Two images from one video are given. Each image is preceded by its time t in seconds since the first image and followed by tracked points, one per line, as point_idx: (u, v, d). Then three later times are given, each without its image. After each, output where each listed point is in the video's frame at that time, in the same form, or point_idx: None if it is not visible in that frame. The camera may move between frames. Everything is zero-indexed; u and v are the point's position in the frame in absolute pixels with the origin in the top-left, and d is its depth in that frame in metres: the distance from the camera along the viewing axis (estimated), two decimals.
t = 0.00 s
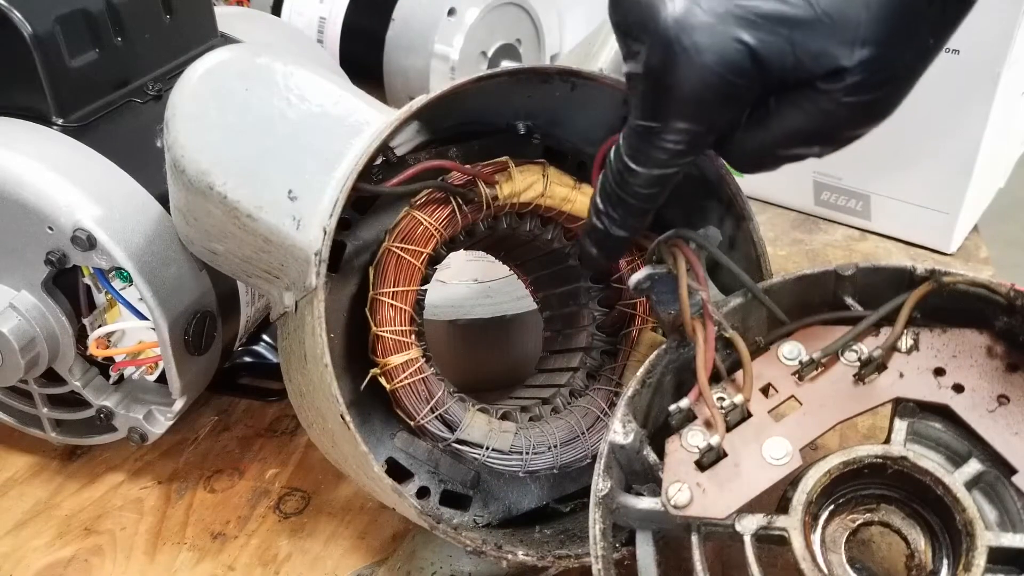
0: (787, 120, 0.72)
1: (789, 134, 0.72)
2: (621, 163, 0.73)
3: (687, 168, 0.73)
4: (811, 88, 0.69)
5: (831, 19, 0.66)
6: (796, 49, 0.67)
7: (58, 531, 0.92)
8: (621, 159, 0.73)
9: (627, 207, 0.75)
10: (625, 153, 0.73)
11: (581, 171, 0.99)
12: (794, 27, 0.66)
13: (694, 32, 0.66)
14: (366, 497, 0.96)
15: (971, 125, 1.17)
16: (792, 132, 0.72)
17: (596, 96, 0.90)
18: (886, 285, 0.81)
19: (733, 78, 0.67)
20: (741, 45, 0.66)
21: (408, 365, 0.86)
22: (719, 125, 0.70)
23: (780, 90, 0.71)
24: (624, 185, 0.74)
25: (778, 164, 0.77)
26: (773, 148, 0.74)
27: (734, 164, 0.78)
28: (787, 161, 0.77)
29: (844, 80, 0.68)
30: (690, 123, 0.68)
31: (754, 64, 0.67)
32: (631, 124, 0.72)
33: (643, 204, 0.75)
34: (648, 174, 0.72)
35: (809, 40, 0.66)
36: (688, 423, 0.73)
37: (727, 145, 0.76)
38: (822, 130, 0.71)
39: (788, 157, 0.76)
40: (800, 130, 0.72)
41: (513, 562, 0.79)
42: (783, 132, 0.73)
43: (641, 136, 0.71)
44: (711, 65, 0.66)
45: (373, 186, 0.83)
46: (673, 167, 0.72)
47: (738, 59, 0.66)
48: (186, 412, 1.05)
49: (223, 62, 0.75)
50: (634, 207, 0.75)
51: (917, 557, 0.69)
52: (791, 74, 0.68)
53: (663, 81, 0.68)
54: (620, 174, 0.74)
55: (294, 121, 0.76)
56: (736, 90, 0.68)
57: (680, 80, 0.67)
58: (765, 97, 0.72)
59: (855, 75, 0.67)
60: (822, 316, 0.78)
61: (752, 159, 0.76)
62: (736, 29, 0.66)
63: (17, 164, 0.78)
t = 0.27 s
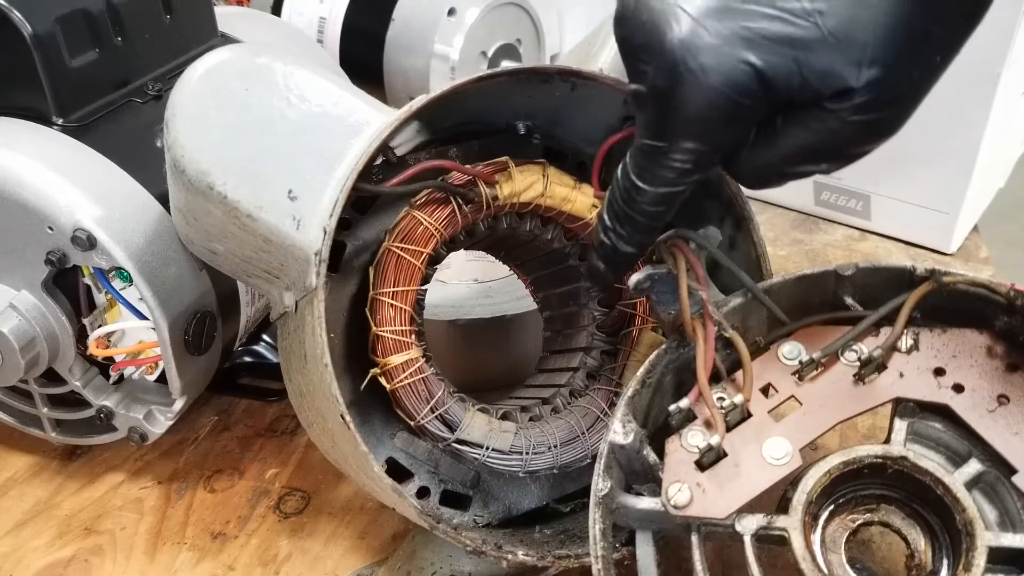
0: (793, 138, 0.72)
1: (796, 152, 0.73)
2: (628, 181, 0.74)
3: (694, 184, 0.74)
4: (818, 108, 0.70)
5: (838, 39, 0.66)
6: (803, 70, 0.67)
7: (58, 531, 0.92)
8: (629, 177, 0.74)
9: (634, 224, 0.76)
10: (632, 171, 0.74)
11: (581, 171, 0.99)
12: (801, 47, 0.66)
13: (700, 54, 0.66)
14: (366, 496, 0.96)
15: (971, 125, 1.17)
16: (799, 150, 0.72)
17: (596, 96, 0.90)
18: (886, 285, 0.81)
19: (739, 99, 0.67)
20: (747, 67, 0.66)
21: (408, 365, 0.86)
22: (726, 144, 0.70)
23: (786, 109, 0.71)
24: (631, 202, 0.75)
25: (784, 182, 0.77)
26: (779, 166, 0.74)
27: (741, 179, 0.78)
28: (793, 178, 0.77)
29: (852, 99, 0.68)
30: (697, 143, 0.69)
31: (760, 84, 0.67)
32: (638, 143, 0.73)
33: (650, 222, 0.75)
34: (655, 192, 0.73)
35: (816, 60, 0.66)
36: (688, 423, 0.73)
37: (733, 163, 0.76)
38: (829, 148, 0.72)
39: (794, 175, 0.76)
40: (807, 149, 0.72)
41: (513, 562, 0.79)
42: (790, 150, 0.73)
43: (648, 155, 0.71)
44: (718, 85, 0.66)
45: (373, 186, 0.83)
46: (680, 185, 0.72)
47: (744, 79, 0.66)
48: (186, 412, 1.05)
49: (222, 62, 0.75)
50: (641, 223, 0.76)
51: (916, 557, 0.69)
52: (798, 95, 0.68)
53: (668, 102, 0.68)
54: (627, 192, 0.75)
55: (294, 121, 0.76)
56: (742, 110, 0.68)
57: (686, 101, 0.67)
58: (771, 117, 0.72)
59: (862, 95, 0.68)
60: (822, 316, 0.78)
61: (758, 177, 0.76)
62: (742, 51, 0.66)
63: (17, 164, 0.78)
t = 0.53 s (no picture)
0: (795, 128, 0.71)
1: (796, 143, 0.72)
2: (629, 170, 0.75)
3: (695, 176, 0.74)
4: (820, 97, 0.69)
5: (842, 28, 0.66)
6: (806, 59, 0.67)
7: (58, 531, 0.92)
8: (630, 166, 0.75)
9: (635, 214, 0.77)
10: (633, 160, 0.74)
11: (581, 170, 0.99)
12: (805, 36, 0.66)
13: (704, 42, 0.66)
14: (366, 497, 0.96)
15: (971, 125, 1.17)
16: (802, 140, 0.72)
17: (596, 96, 0.90)
18: (886, 284, 0.80)
19: (743, 88, 0.67)
20: (751, 57, 0.66)
21: (408, 365, 0.85)
22: (729, 135, 0.70)
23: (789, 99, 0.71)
24: (631, 192, 0.75)
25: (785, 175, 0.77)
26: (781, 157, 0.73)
27: (743, 172, 0.77)
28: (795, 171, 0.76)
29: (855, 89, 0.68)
30: (698, 133, 0.69)
31: (764, 74, 0.67)
32: (639, 132, 0.73)
33: (650, 212, 0.76)
34: (655, 181, 0.73)
35: (820, 49, 0.66)
36: (688, 423, 0.73)
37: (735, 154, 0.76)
38: (832, 138, 0.71)
39: (798, 165, 0.75)
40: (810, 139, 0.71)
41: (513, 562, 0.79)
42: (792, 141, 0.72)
43: (649, 144, 0.72)
44: (722, 74, 0.66)
45: (373, 186, 0.83)
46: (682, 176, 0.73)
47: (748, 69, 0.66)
48: (186, 412, 1.05)
49: (222, 62, 0.75)
50: (641, 213, 0.76)
51: (916, 557, 0.69)
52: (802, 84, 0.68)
53: (673, 90, 0.68)
54: (628, 182, 0.75)
55: (294, 121, 0.76)
56: (746, 100, 0.68)
57: (692, 90, 0.67)
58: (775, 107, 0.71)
59: (866, 84, 0.67)
60: (823, 316, 0.78)
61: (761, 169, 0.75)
62: (747, 39, 0.66)
63: (17, 164, 0.78)
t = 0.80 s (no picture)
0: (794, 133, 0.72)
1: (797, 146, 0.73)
2: (629, 176, 0.74)
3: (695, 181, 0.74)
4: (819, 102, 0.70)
5: (841, 32, 0.66)
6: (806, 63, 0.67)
7: (58, 531, 0.92)
8: (629, 172, 0.74)
9: (635, 219, 0.76)
10: (633, 166, 0.74)
11: (581, 171, 0.99)
12: (803, 41, 0.66)
13: (703, 47, 0.66)
14: (366, 497, 0.96)
15: (972, 125, 1.17)
16: (801, 145, 0.72)
17: (596, 96, 0.90)
18: (886, 284, 0.80)
19: (742, 93, 0.67)
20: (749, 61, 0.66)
21: (409, 365, 0.85)
22: (729, 139, 0.70)
23: (788, 103, 0.71)
24: (632, 198, 0.75)
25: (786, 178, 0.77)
26: (781, 162, 0.74)
27: (744, 175, 0.78)
28: (796, 175, 0.77)
29: (853, 94, 0.68)
30: (698, 139, 0.69)
31: (763, 79, 0.68)
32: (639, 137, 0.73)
33: (650, 217, 0.75)
34: (655, 188, 0.73)
35: (819, 53, 0.66)
36: (688, 423, 0.73)
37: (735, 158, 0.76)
38: (831, 143, 0.72)
39: (798, 170, 0.76)
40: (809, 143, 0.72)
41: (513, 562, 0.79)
42: (792, 146, 0.73)
43: (649, 150, 0.72)
44: (720, 79, 0.66)
45: (373, 186, 0.83)
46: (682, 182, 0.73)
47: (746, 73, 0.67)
48: (186, 412, 1.05)
49: (222, 62, 0.75)
50: (641, 219, 0.76)
51: (916, 557, 0.69)
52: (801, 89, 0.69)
53: (672, 95, 0.68)
54: (629, 187, 0.75)
55: (294, 121, 0.76)
56: (745, 105, 0.68)
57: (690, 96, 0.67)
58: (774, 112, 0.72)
59: (864, 89, 0.68)
60: (823, 316, 0.78)
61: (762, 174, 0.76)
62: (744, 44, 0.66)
63: (17, 164, 0.78)
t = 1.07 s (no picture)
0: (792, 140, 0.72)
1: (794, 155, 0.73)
2: (627, 182, 0.75)
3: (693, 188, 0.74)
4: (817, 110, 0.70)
5: (839, 42, 0.66)
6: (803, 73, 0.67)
7: (58, 531, 0.92)
8: (627, 177, 0.75)
9: (633, 224, 0.77)
10: (630, 172, 0.74)
11: (581, 171, 0.99)
12: (801, 50, 0.66)
13: (701, 56, 0.66)
14: (366, 496, 0.96)
15: (971, 125, 1.17)
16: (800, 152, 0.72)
17: (596, 96, 0.90)
18: (886, 285, 0.81)
19: (740, 102, 0.67)
20: (747, 71, 0.66)
21: (409, 365, 0.86)
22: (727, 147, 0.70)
23: (786, 111, 0.71)
24: (629, 203, 0.75)
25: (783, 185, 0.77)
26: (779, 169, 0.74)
27: (741, 180, 0.78)
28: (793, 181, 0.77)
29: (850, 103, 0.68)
30: (696, 146, 0.69)
31: (760, 88, 0.67)
32: (636, 144, 0.73)
33: (648, 222, 0.76)
34: (653, 194, 0.73)
35: (817, 62, 0.66)
36: (688, 423, 0.73)
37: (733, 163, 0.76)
38: (829, 150, 0.72)
39: (795, 177, 0.76)
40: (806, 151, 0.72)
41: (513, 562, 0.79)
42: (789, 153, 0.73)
43: (647, 156, 0.72)
44: (718, 89, 0.66)
45: (373, 186, 0.83)
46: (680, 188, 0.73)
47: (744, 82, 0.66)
48: (186, 412, 1.05)
49: (222, 62, 0.75)
50: (638, 224, 0.76)
51: (916, 557, 0.69)
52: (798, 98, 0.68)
53: (670, 103, 0.68)
54: (626, 193, 0.75)
55: (294, 121, 0.76)
56: (743, 114, 0.68)
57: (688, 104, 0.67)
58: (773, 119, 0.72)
59: (862, 98, 0.68)
60: (823, 316, 0.78)
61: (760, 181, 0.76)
62: (742, 53, 0.66)
63: (17, 164, 0.78)
